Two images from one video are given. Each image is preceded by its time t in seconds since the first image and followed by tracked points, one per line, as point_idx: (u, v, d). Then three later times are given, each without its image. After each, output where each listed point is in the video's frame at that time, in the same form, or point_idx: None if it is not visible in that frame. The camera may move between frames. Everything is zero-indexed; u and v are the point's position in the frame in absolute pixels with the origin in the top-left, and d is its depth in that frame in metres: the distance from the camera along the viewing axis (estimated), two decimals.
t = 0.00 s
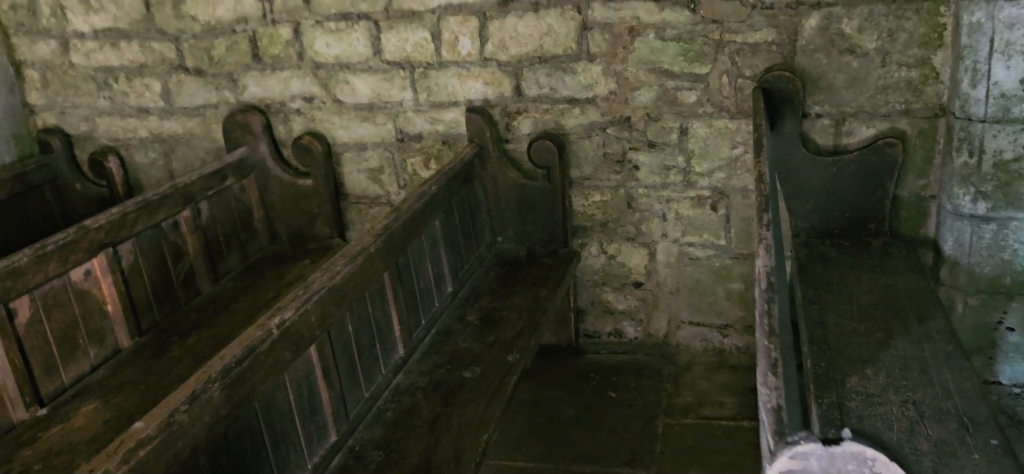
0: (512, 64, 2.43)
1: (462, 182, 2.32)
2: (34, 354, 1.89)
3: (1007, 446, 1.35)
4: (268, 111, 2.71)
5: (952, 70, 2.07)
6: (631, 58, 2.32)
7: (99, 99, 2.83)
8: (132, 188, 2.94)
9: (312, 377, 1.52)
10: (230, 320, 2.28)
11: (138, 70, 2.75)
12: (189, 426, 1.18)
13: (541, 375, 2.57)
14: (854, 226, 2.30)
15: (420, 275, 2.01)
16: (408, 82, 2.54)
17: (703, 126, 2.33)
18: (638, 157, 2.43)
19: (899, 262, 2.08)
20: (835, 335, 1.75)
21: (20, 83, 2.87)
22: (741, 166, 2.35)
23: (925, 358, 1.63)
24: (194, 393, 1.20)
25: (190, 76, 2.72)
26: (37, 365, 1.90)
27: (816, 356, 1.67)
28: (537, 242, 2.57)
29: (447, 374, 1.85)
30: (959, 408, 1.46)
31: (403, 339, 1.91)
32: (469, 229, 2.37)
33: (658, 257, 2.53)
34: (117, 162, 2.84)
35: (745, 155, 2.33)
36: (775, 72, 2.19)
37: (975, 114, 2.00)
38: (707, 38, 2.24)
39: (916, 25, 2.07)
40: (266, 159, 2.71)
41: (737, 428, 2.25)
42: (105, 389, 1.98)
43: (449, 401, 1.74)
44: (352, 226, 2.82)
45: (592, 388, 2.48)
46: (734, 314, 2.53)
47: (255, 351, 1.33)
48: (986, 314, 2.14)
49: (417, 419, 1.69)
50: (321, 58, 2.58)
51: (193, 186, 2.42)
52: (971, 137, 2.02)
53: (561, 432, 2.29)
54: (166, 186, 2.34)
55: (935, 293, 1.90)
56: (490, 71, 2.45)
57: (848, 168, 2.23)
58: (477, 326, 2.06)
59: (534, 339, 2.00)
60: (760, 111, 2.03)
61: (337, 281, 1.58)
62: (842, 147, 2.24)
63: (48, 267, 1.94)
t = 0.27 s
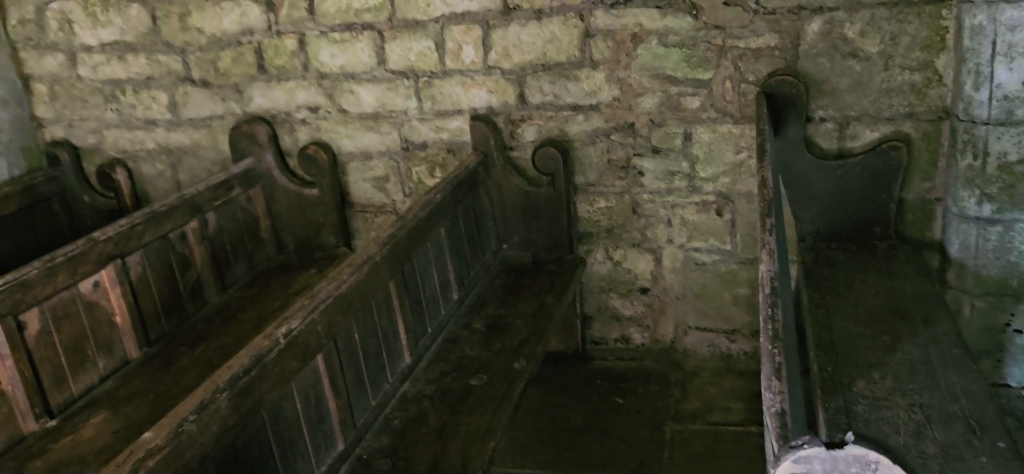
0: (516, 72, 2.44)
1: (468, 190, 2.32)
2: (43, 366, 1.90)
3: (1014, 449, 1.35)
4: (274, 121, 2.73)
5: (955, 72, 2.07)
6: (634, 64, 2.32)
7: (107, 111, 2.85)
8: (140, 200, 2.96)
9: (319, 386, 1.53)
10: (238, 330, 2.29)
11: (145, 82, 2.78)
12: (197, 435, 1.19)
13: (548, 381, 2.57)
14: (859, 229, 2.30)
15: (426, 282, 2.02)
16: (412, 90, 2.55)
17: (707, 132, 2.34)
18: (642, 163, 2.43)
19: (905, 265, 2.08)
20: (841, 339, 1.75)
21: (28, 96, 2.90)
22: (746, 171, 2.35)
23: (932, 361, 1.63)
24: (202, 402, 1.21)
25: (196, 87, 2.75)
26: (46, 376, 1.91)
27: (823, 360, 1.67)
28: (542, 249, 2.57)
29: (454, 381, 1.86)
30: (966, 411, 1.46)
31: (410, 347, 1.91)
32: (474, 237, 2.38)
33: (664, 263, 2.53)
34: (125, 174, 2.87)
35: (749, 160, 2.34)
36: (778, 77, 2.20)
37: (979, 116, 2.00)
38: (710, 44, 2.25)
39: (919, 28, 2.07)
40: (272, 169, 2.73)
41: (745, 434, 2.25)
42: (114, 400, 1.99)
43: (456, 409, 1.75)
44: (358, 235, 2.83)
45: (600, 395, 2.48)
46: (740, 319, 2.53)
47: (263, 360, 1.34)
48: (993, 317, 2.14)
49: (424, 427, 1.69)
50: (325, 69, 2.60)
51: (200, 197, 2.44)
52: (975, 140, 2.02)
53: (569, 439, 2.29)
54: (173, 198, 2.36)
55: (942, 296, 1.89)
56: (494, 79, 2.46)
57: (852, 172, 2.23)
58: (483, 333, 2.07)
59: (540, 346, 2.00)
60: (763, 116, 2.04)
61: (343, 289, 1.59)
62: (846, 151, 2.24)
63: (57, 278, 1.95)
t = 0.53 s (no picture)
0: (518, 75, 2.43)
1: (472, 193, 2.32)
2: (49, 374, 1.91)
3: None
4: (277, 127, 2.73)
5: (960, 70, 2.06)
6: (637, 66, 2.32)
7: (110, 119, 2.86)
8: (144, 207, 2.97)
9: (325, 391, 1.52)
10: (243, 336, 2.29)
11: (148, 89, 2.78)
12: (203, 442, 1.18)
13: (554, 384, 2.56)
14: (865, 229, 2.29)
15: (431, 287, 2.01)
16: (415, 95, 2.55)
17: (711, 133, 2.33)
18: (646, 165, 2.42)
19: (912, 265, 2.06)
20: (848, 339, 1.74)
21: (32, 105, 2.90)
22: (750, 171, 2.34)
23: (940, 360, 1.62)
24: (207, 409, 1.21)
25: (199, 94, 2.75)
26: (52, 384, 1.91)
27: (830, 361, 1.66)
28: (547, 252, 2.56)
29: (459, 385, 1.85)
30: (975, 411, 1.45)
31: (415, 351, 1.91)
32: (479, 240, 2.37)
33: (669, 265, 2.52)
34: (129, 182, 2.87)
35: (754, 161, 2.33)
36: (782, 77, 2.19)
37: (984, 114, 1.99)
38: (713, 44, 2.24)
39: (922, 26, 2.06)
40: (276, 175, 2.73)
41: (752, 435, 2.24)
42: (120, 407, 1.98)
43: (462, 413, 1.74)
44: (362, 240, 2.83)
45: (606, 397, 2.47)
46: (747, 320, 2.52)
47: (267, 366, 1.34)
48: (1002, 316, 2.12)
49: (430, 432, 1.69)
50: (328, 74, 2.60)
51: (204, 203, 2.44)
52: (981, 137, 2.01)
53: (575, 442, 2.28)
54: (177, 204, 2.36)
55: (949, 295, 1.88)
56: (496, 82, 2.46)
57: (857, 171, 2.22)
58: (489, 337, 2.06)
59: (546, 349, 2.00)
60: (767, 115, 2.03)
61: (348, 294, 1.59)
62: (851, 150, 2.23)
63: (62, 286, 1.95)
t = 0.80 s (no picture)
0: (518, 68, 2.43)
1: (473, 187, 2.32)
2: (53, 372, 1.91)
3: None
4: (278, 123, 2.73)
5: (961, 57, 2.05)
6: (637, 57, 2.31)
7: (111, 117, 2.86)
8: (147, 205, 2.97)
9: (328, 386, 1.53)
10: (246, 332, 2.29)
11: (148, 87, 2.78)
12: (206, 438, 1.19)
13: (557, 377, 2.57)
14: (867, 218, 2.28)
15: (433, 281, 2.01)
16: (415, 89, 2.55)
17: (712, 123, 2.33)
18: (647, 156, 2.42)
19: (915, 253, 2.06)
20: (851, 328, 1.74)
21: (33, 104, 2.91)
22: (751, 161, 2.34)
23: (943, 348, 1.62)
24: (210, 405, 1.22)
25: (199, 91, 2.75)
26: (56, 382, 1.92)
27: (833, 350, 1.66)
28: (549, 245, 2.56)
29: (462, 379, 1.85)
30: (979, 398, 1.45)
31: (418, 345, 1.91)
32: (481, 234, 2.37)
33: (671, 256, 2.52)
34: (130, 180, 2.84)
35: (754, 151, 2.32)
36: (783, 66, 2.18)
37: (985, 101, 1.98)
38: (712, 34, 2.23)
39: (923, 14, 2.05)
40: (277, 171, 2.73)
41: (756, 425, 2.24)
42: (125, 404, 1.99)
43: (465, 407, 1.74)
44: (364, 234, 2.83)
45: (609, 389, 2.47)
46: (750, 310, 2.52)
47: (270, 362, 1.34)
48: (1006, 302, 2.13)
49: (433, 425, 1.69)
50: (328, 69, 2.60)
51: (205, 200, 2.44)
52: (982, 124, 2.00)
53: (578, 434, 2.28)
54: (179, 201, 2.36)
55: (952, 283, 1.88)
56: (496, 75, 2.46)
57: (858, 160, 2.22)
58: (491, 330, 2.06)
59: (548, 341, 2.00)
60: (768, 105, 2.02)
61: (349, 290, 1.59)
62: (852, 139, 2.23)
63: (65, 284, 1.96)
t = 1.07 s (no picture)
0: (514, 51, 2.41)
1: (471, 172, 2.31)
2: (54, 363, 1.92)
3: None
4: (275, 111, 2.72)
5: (961, 33, 2.03)
6: (634, 39, 2.30)
7: (108, 107, 2.85)
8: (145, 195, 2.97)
9: (329, 374, 1.53)
10: (247, 321, 2.29)
11: (144, 76, 2.77)
12: (208, 427, 1.19)
13: (559, 360, 2.57)
14: (868, 197, 2.27)
15: (433, 266, 2.01)
16: (412, 74, 2.53)
17: (710, 104, 2.31)
18: (646, 138, 2.41)
19: (916, 231, 2.05)
20: (852, 307, 1.74)
21: (28, 96, 2.89)
22: (751, 142, 2.32)
23: (944, 326, 1.62)
24: (211, 394, 1.22)
25: (195, 80, 2.73)
26: (58, 373, 1.93)
27: (834, 330, 1.65)
28: (549, 229, 2.56)
29: (464, 364, 1.85)
30: (980, 376, 1.45)
31: (419, 331, 1.91)
32: (480, 219, 2.37)
33: (671, 238, 2.51)
34: (128, 170, 2.85)
35: (754, 131, 2.31)
36: (781, 46, 2.16)
37: (985, 78, 1.96)
38: (710, 15, 2.21)
39: None
40: (275, 159, 2.72)
41: (758, 406, 2.25)
42: (127, 394, 2.00)
43: (467, 392, 1.75)
44: (364, 221, 2.82)
45: (611, 372, 2.47)
46: (751, 291, 2.51)
47: (270, 350, 1.34)
48: (1008, 279, 2.13)
49: (435, 411, 1.69)
50: (324, 56, 2.58)
51: (203, 189, 2.44)
52: (982, 101, 1.99)
53: (581, 417, 2.29)
54: (177, 191, 2.36)
55: (954, 261, 1.87)
56: (493, 59, 2.44)
57: (858, 139, 2.21)
58: (492, 314, 2.06)
59: (549, 325, 2.00)
60: (766, 85, 2.01)
61: (349, 277, 1.58)
62: (851, 118, 2.21)
63: (65, 276, 1.96)
